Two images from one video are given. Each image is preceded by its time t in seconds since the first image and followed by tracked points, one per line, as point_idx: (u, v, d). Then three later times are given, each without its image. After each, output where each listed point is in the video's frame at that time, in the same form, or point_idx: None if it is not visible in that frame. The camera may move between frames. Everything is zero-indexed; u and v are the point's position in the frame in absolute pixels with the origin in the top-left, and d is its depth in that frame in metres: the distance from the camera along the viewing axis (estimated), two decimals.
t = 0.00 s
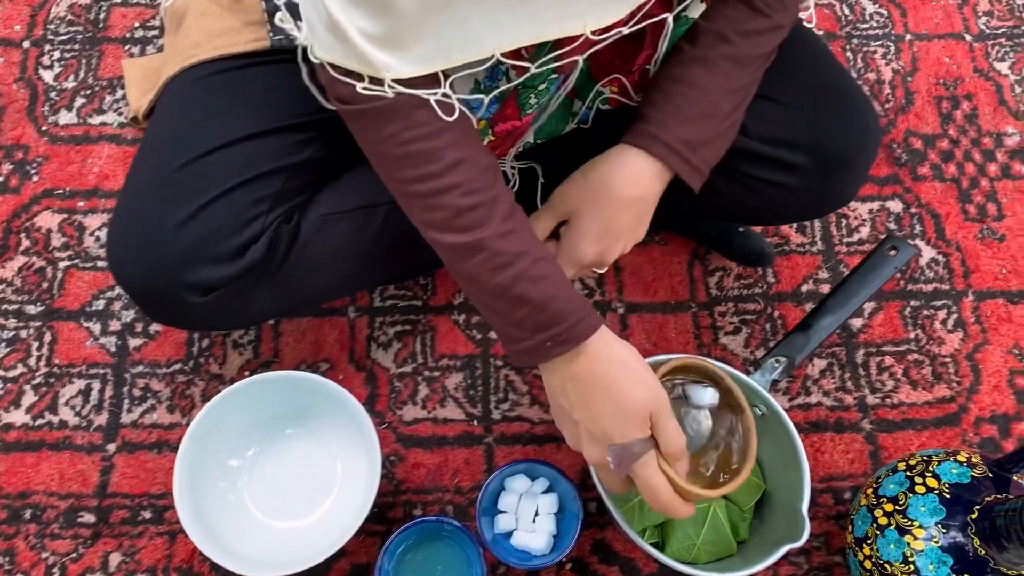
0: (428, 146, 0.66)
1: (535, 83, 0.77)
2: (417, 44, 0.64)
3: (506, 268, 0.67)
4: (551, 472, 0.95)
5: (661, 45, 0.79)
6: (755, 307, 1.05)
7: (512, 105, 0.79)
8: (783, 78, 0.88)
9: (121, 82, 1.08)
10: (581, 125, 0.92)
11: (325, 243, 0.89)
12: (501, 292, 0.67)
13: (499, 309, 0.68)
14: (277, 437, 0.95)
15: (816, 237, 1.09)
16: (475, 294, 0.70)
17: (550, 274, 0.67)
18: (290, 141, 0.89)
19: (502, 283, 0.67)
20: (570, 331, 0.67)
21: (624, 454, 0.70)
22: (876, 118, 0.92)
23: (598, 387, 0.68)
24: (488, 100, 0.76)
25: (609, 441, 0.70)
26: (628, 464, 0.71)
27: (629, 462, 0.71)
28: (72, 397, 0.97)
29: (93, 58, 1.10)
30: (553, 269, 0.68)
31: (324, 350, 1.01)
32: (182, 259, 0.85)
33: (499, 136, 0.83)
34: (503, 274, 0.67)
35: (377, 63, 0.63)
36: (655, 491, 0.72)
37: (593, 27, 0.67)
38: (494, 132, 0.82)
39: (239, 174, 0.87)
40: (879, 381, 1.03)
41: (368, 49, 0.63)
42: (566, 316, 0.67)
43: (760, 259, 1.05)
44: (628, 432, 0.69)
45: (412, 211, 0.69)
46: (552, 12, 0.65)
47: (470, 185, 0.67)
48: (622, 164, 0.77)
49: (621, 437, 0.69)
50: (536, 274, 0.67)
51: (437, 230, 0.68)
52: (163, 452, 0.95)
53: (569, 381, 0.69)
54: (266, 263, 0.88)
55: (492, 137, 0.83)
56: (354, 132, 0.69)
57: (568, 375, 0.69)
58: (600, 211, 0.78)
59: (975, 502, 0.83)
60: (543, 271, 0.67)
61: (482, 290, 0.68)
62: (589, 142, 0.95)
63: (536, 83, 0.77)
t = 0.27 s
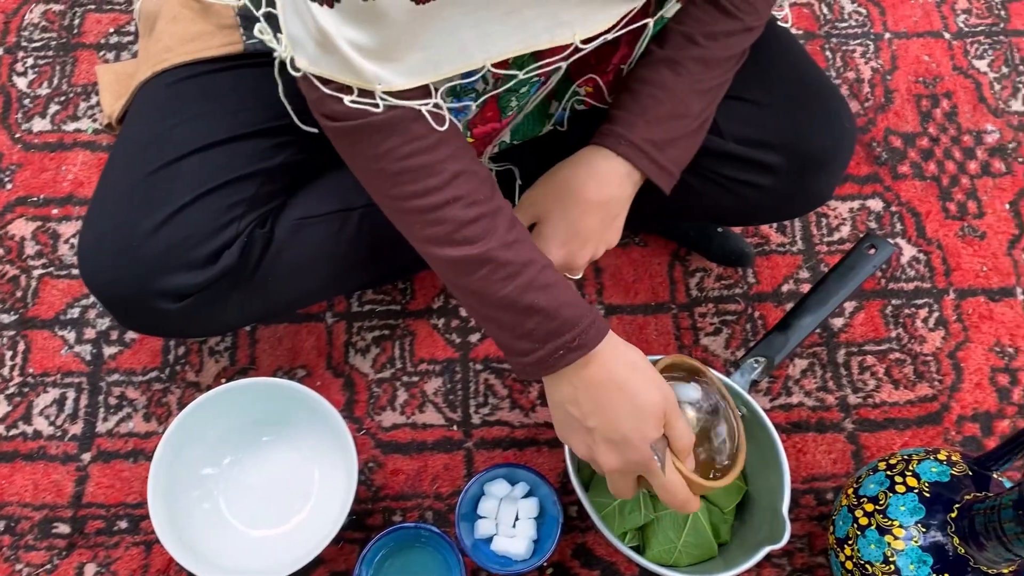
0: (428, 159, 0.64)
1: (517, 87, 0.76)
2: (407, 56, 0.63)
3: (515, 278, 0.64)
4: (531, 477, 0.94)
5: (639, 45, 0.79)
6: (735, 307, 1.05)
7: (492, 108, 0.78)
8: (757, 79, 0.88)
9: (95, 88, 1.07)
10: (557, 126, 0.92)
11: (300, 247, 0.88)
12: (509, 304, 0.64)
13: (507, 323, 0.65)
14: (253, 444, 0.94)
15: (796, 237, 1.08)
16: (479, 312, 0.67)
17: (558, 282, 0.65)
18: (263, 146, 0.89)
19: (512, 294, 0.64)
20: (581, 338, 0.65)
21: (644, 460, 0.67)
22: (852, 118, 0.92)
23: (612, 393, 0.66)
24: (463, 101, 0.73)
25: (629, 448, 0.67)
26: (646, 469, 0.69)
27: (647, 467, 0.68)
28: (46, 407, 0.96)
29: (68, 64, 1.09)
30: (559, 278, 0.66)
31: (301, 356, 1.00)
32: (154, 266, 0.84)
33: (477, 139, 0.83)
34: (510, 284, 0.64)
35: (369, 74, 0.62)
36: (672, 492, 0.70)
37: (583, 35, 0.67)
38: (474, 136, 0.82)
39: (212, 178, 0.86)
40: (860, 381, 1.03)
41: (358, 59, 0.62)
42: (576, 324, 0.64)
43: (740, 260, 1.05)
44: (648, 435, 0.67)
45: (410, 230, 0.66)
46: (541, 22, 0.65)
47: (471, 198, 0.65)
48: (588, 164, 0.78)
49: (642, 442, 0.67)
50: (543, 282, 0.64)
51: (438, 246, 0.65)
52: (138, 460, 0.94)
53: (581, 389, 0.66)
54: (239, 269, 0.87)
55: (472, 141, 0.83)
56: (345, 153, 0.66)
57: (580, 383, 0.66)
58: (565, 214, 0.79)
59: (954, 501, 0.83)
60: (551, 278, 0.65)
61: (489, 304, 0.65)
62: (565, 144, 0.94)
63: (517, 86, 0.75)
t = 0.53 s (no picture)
0: (431, 167, 0.63)
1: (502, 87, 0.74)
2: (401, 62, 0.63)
3: (521, 283, 0.63)
4: (516, 480, 0.94)
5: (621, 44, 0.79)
6: (720, 308, 1.05)
7: (479, 109, 0.76)
8: (737, 79, 0.88)
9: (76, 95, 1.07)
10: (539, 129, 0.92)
11: (282, 251, 0.88)
12: (518, 308, 0.63)
13: (515, 329, 0.64)
14: (236, 450, 0.94)
15: (781, 237, 1.09)
16: (485, 320, 0.65)
17: (563, 285, 0.65)
18: (243, 150, 0.88)
19: (519, 298, 0.63)
20: (590, 338, 0.64)
21: (655, 459, 0.67)
22: (832, 118, 0.92)
23: (623, 392, 0.65)
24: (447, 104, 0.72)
25: (641, 448, 0.66)
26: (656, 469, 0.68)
27: (658, 467, 0.68)
28: (28, 416, 0.95)
29: (48, 71, 1.09)
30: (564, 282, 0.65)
31: (285, 361, 1.00)
32: (135, 271, 0.84)
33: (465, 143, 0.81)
34: (517, 289, 0.63)
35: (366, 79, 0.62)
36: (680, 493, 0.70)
37: (576, 37, 0.68)
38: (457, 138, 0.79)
39: (193, 183, 0.86)
40: (846, 380, 1.03)
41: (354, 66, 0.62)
42: (584, 325, 0.64)
43: (725, 260, 1.05)
44: (659, 434, 0.66)
45: (412, 240, 0.65)
46: (534, 25, 0.66)
47: (474, 204, 0.64)
48: (569, 162, 0.78)
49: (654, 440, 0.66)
50: (550, 285, 0.64)
51: (443, 253, 0.64)
52: (122, 468, 0.94)
53: (591, 389, 0.65)
54: (220, 274, 0.87)
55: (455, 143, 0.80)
56: (343, 165, 0.65)
57: (591, 382, 0.65)
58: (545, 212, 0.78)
59: (938, 499, 0.83)
60: (556, 281, 0.65)
61: (497, 311, 0.64)
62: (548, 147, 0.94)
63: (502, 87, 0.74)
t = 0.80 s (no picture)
0: (445, 177, 0.62)
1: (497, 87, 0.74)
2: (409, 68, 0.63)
3: (537, 294, 0.62)
4: (509, 481, 0.93)
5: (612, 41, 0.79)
6: (712, 306, 1.05)
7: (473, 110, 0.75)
8: (727, 77, 0.88)
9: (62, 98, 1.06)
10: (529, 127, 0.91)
11: (270, 252, 0.88)
12: (532, 320, 0.62)
13: (530, 341, 0.63)
14: (227, 454, 0.93)
15: (772, 234, 1.08)
16: (498, 333, 0.64)
17: (579, 297, 0.64)
18: (231, 151, 0.88)
19: (535, 311, 0.62)
20: (606, 349, 0.63)
21: (666, 476, 0.66)
22: (823, 115, 0.92)
23: (636, 405, 0.64)
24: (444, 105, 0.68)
25: (653, 464, 0.65)
26: (665, 486, 0.67)
27: (667, 484, 0.67)
28: (16, 421, 0.94)
29: (35, 74, 1.08)
30: (579, 293, 0.65)
31: (275, 364, 0.99)
32: (122, 273, 0.83)
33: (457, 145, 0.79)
34: (532, 300, 0.62)
35: (376, 86, 0.61)
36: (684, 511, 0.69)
37: (578, 40, 0.69)
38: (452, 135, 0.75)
39: (181, 184, 0.85)
40: (839, 377, 1.03)
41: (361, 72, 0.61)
42: (599, 337, 0.63)
43: (717, 257, 1.05)
44: (671, 451, 0.65)
45: (424, 252, 0.64)
46: (537, 27, 0.67)
47: (489, 214, 0.63)
48: (558, 159, 0.77)
49: (665, 456, 0.65)
50: (565, 296, 0.63)
51: (455, 264, 0.63)
52: (111, 473, 0.93)
53: (606, 402, 0.64)
54: (208, 275, 0.86)
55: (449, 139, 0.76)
56: (354, 176, 0.64)
57: (605, 395, 0.64)
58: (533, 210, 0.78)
59: (932, 494, 0.83)
60: (572, 293, 0.64)
61: (510, 322, 0.63)
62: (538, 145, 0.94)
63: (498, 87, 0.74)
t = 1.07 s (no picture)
0: (465, 179, 0.60)
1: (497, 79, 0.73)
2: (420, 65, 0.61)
3: (559, 299, 0.61)
4: (506, 474, 0.92)
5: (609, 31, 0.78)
6: (709, 296, 1.04)
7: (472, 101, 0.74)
8: (721, 64, 0.87)
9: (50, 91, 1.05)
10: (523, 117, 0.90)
11: (261, 245, 0.86)
12: (554, 327, 0.60)
13: (552, 348, 0.61)
14: (220, 450, 0.92)
15: (770, 224, 1.07)
16: (517, 339, 0.62)
17: (601, 303, 0.62)
18: (222, 143, 0.86)
19: (557, 317, 0.60)
20: (631, 357, 0.61)
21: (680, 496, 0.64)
22: (819, 103, 0.91)
23: (658, 421, 0.63)
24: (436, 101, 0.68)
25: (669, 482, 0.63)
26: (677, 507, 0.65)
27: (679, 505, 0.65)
28: (5, 418, 0.93)
29: (22, 67, 1.07)
30: (602, 298, 0.63)
31: (268, 358, 0.98)
32: (111, 268, 0.82)
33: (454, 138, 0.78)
34: (553, 305, 0.60)
35: (386, 82, 0.60)
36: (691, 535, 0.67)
37: (583, 33, 0.68)
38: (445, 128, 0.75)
39: (170, 177, 0.84)
40: (838, 367, 1.02)
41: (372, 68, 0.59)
42: (623, 344, 0.61)
43: (713, 247, 1.04)
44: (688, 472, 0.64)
45: (442, 256, 0.62)
46: (546, 22, 0.66)
47: (510, 217, 0.61)
48: (553, 147, 0.76)
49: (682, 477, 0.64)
50: (588, 301, 0.61)
51: (473, 269, 0.61)
52: (102, 470, 0.92)
53: (629, 413, 0.62)
54: (199, 269, 0.85)
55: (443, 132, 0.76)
56: (369, 177, 0.62)
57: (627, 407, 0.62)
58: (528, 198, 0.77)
59: (934, 483, 0.82)
60: (595, 298, 0.62)
61: (531, 329, 0.61)
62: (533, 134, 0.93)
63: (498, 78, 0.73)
